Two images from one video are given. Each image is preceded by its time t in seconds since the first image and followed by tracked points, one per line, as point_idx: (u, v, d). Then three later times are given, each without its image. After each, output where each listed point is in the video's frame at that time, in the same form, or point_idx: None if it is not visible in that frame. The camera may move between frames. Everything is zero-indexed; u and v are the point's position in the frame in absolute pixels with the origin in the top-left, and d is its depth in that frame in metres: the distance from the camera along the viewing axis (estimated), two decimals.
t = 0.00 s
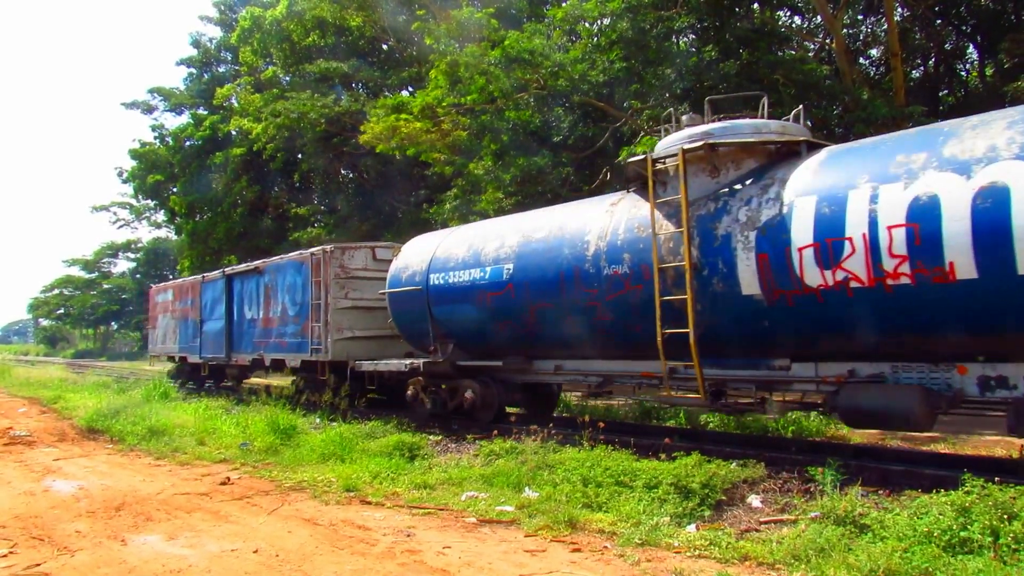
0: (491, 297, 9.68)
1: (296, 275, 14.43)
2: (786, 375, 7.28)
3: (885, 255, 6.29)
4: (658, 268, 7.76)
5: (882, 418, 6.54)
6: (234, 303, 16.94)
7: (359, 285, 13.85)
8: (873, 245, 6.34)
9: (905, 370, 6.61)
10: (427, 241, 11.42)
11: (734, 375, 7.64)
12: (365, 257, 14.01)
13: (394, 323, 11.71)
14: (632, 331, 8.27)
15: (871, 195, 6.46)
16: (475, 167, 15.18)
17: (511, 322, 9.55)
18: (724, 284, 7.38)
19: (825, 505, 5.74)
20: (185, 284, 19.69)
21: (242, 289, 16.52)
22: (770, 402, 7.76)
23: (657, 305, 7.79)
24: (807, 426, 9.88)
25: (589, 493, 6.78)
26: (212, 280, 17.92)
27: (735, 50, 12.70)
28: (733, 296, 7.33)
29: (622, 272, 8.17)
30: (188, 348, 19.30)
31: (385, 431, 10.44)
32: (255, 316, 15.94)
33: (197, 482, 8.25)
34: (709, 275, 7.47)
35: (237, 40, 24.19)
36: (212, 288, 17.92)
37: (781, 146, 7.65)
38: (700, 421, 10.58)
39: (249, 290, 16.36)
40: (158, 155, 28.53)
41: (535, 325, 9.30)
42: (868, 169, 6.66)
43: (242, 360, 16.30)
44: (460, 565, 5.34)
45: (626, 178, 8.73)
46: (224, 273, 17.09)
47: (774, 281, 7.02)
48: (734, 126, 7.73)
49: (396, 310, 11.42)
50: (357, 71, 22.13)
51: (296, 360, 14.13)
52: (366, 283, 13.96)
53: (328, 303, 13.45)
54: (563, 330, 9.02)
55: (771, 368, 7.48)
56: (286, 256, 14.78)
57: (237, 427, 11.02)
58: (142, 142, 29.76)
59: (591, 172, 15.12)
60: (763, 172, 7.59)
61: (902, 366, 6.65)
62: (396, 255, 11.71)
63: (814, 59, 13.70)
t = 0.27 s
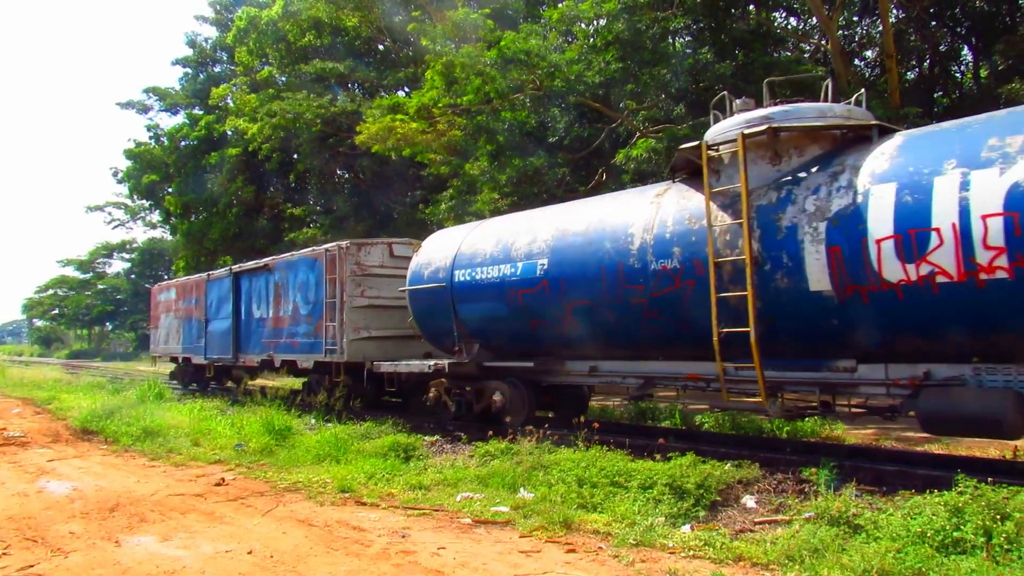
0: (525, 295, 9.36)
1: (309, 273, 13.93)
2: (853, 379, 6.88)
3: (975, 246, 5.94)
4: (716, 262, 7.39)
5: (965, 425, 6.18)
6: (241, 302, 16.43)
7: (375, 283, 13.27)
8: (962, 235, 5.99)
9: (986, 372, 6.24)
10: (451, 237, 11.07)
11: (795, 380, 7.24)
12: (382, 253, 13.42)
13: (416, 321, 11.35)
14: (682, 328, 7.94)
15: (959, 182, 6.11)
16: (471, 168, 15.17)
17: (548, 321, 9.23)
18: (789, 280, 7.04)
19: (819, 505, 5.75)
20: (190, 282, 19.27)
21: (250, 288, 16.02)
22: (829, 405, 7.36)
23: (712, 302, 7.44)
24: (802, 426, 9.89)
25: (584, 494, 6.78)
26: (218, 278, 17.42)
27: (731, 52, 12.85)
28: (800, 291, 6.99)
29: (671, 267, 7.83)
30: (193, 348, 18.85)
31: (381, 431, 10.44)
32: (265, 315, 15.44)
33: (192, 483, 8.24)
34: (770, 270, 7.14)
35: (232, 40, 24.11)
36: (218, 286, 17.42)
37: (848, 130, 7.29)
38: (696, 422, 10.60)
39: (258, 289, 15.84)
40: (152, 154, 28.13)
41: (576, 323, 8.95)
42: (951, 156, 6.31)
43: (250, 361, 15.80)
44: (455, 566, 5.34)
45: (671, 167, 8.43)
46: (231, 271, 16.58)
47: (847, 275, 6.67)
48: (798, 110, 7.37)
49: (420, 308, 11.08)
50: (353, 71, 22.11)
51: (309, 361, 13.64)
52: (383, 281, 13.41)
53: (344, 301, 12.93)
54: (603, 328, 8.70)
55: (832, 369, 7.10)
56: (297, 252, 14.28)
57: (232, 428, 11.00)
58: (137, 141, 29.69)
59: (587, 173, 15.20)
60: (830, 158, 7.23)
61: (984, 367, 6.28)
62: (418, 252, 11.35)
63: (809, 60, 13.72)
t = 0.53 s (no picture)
0: (562, 292, 8.72)
1: (322, 269, 13.15)
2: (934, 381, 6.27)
3: None
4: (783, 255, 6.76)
5: None
6: (250, 301, 15.66)
7: (395, 280, 12.38)
8: None
9: None
10: (477, 231, 10.39)
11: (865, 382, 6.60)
12: (402, 248, 12.49)
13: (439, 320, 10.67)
14: (743, 327, 7.29)
15: None
16: (468, 168, 15.16)
17: (588, 320, 8.59)
18: (867, 274, 6.43)
19: (815, 505, 5.75)
20: (195, 280, 18.48)
21: (259, 286, 15.24)
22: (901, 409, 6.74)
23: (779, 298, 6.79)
24: (798, 426, 9.90)
25: (580, 494, 6.79)
26: (225, 277, 16.65)
27: (727, 51, 12.86)
28: (880, 287, 6.38)
29: (731, 260, 7.17)
30: (199, 349, 18.07)
31: (377, 432, 10.43)
32: (275, 315, 14.65)
33: (188, 483, 8.23)
34: (846, 263, 6.52)
35: (229, 40, 24.07)
36: (225, 284, 16.64)
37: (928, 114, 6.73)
38: (693, 422, 10.60)
39: (267, 287, 15.06)
40: (147, 154, 27.88)
41: (619, 322, 8.30)
42: None
43: (260, 362, 14.98)
44: (452, 566, 5.34)
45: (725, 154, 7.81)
46: (239, 268, 15.81)
47: (937, 269, 6.07)
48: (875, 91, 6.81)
49: (443, 307, 10.42)
50: (350, 71, 22.11)
51: (324, 362, 12.84)
52: (404, 278, 12.51)
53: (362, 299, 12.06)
54: (653, 328, 8.04)
55: (909, 370, 6.46)
56: (311, 248, 13.51)
57: (229, 428, 10.99)
58: (134, 141, 29.66)
59: (583, 174, 15.19)
60: (910, 142, 6.63)
61: None
62: (441, 247, 10.66)
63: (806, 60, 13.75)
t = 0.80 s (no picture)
0: (608, 287, 8.23)
1: (342, 266, 12.54)
2: None
3: None
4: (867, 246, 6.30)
5: None
6: (262, 299, 15.02)
7: (419, 277, 11.86)
8: None
9: None
10: (508, 224, 9.85)
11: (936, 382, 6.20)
12: (426, 244, 11.95)
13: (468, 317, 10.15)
14: (815, 323, 6.86)
15: None
16: (466, 168, 15.16)
17: (638, 317, 8.09)
18: (963, 266, 6.00)
19: (813, 505, 5.76)
20: (203, 277, 17.82)
21: (272, 283, 14.60)
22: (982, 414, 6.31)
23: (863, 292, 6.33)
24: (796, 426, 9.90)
25: (578, 494, 6.79)
26: (236, 274, 16.00)
27: (725, 52, 12.82)
28: (976, 279, 5.96)
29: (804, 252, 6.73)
30: (208, 349, 17.43)
31: (375, 432, 10.42)
32: (289, 313, 14.02)
33: (186, 484, 8.22)
34: (939, 254, 6.09)
35: (227, 40, 24.05)
36: (236, 282, 16.00)
37: None
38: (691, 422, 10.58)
39: (281, 284, 14.40)
40: (145, 153, 28.05)
41: (673, 318, 7.83)
42: None
43: (274, 363, 14.41)
44: (449, 567, 5.33)
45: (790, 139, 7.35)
46: (251, 265, 15.18)
47: None
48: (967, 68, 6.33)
49: (473, 305, 9.87)
50: (349, 71, 22.12)
51: (344, 363, 12.29)
52: (428, 274, 11.97)
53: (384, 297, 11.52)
54: (713, 325, 7.56)
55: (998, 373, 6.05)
56: (329, 243, 12.88)
57: (227, 428, 10.98)
58: (131, 141, 29.62)
59: (581, 173, 15.06)
60: (1007, 122, 6.17)
61: None
62: (472, 241, 10.09)
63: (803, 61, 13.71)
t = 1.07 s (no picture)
0: (662, 282, 7.80)
1: (362, 262, 12.08)
2: None
3: None
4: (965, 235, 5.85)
5: None
6: (276, 297, 14.57)
7: (445, 273, 11.42)
8: None
9: None
10: (546, 217, 9.40)
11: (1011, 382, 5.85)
12: (453, 238, 11.51)
13: (502, 314, 9.73)
14: (898, 318, 6.44)
15: None
16: (463, 168, 15.16)
17: (694, 313, 7.69)
18: None
19: (810, 505, 5.77)
20: (212, 275, 17.40)
21: (288, 281, 14.16)
22: None
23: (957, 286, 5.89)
24: (793, 426, 9.92)
25: (575, 494, 6.80)
26: (248, 271, 15.57)
27: (722, 52, 12.72)
28: None
29: (887, 242, 6.30)
30: (218, 349, 17.00)
31: (373, 432, 10.43)
32: (306, 312, 13.57)
33: (183, 484, 8.21)
34: None
35: (224, 40, 24.02)
36: (248, 280, 15.56)
37: None
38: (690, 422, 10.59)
39: (297, 281, 13.96)
40: (143, 154, 28.09)
41: (736, 314, 7.40)
42: None
43: (290, 364, 13.96)
44: (447, 566, 5.34)
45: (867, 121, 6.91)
46: (265, 262, 14.73)
47: None
48: None
49: (509, 300, 9.45)
50: (345, 71, 22.12)
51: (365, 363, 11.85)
52: (454, 270, 11.53)
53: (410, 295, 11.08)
54: (777, 321, 7.17)
55: None
56: (347, 239, 12.44)
57: (224, 429, 10.98)
58: (128, 141, 29.59)
59: (579, 173, 15.07)
60: None
61: None
62: (506, 234, 9.67)
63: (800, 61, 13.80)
